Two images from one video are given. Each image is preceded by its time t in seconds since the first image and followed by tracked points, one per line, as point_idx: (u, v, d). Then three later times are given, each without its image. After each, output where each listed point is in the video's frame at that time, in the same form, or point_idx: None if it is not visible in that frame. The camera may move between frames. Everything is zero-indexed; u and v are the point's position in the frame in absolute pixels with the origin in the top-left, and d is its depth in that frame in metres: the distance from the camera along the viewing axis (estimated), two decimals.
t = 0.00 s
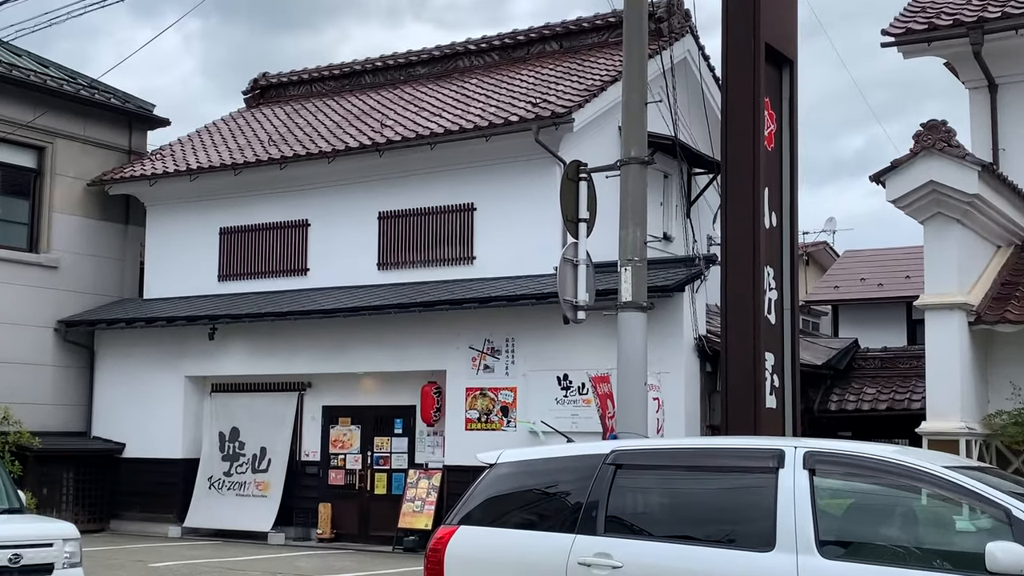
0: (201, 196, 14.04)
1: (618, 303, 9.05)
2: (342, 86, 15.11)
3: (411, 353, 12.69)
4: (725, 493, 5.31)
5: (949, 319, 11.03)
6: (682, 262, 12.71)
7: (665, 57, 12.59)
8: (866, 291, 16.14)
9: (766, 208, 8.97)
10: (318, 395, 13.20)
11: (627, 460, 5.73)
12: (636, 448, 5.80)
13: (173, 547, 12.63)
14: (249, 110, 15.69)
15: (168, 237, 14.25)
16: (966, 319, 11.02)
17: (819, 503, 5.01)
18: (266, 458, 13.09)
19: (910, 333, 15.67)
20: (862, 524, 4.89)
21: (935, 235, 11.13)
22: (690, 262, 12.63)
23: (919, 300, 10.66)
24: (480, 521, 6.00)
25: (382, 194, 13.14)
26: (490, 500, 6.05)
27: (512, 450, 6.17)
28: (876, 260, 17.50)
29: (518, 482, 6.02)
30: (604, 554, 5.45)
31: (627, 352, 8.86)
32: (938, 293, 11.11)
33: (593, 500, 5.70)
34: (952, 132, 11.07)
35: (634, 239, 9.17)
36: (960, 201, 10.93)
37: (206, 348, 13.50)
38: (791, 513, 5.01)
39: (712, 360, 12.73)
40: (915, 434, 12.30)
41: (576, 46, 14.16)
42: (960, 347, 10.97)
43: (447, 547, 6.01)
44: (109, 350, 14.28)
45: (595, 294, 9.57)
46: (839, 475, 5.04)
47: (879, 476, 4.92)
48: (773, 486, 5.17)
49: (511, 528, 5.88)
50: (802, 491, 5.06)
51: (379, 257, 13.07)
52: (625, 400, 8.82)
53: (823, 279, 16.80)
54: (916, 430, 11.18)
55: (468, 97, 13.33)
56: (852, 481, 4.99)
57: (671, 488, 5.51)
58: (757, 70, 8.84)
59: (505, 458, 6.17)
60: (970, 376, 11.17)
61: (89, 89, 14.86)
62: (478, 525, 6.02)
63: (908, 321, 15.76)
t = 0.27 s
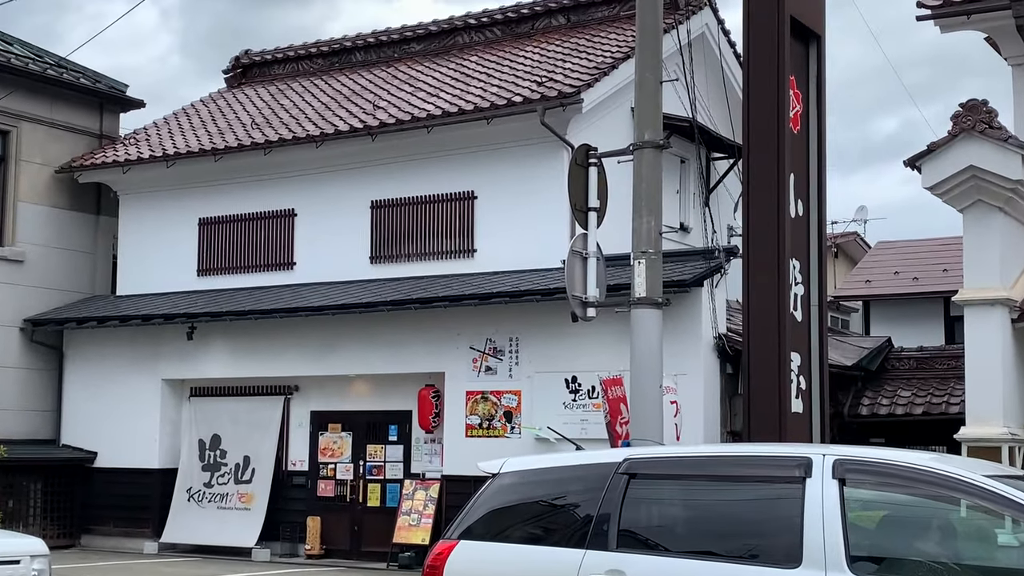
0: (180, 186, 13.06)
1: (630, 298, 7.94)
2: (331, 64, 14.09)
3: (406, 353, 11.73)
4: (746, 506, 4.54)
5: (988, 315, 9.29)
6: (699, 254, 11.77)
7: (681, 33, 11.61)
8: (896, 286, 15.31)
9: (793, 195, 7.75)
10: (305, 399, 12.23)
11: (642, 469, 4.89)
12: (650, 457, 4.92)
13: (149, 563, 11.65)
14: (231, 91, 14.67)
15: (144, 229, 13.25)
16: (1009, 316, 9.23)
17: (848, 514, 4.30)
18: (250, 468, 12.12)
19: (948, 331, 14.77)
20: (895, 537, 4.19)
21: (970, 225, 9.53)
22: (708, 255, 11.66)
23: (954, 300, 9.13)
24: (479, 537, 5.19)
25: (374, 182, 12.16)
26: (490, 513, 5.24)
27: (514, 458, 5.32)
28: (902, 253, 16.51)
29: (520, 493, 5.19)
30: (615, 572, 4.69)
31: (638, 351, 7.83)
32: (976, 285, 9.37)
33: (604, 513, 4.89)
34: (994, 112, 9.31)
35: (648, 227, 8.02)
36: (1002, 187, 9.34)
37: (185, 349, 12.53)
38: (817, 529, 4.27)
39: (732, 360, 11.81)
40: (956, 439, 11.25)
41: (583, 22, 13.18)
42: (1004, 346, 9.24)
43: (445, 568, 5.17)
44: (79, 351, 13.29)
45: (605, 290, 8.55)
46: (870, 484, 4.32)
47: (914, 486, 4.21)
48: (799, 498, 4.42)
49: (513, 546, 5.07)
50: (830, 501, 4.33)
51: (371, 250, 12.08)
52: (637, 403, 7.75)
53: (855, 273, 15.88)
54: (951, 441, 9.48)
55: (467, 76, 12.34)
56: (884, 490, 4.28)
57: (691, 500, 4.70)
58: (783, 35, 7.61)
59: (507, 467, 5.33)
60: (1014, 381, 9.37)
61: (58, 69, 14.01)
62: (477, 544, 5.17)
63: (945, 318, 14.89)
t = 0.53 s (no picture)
0: (178, 183, 12.96)
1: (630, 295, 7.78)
2: (330, 60, 14.02)
3: (406, 350, 11.64)
4: (750, 504, 4.45)
5: (994, 311, 9.15)
6: (702, 251, 11.68)
7: (682, 27, 11.53)
8: (900, 282, 15.21)
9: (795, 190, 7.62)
10: (305, 397, 12.14)
11: (645, 468, 4.79)
12: (656, 457, 4.82)
13: (147, 562, 11.55)
14: (230, 86, 14.57)
15: (142, 227, 13.16)
16: (1015, 312, 9.14)
17: (852, 512, 4.20)
18: (249, 467, 12.03)
19: (952, 327, 14.67)
20: (901, 536, 4.09)
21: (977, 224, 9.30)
22: (711, 251, 11.57)
23: (960, 296, 8.78)
24: (480, 536, 5.09)
25: (374, 178, 12.06)
26: (491, 512, 5.15)
27: (515, 457, 5.23)
28: (905, 250, 16.42)
29: (522, 492, 5.10)
30: (619, 572, 4.60)
31: (642, 348, 7.63)
32: (981, 282, 9.23)
33: (607, 513, 4.80)
34: (997, 109, 9.01)
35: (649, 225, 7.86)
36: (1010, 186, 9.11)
37: (183, 347, 12.43)
38: (822, 528, 4.18)
39: (735, 357, 11.72)
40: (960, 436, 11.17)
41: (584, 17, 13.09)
42: (1009, 343, 9.14)
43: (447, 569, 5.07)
44: (77, 349, 13.19)
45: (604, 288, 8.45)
46: (874, 482, 4.22)
47: (919, 484, 4.12)
48: (803, 495, 4.33)
49: (514, 545, 4.97)
50: (835, 501, 4.23)
51: (371, 247, 11.99)
52: (642, 400, 7.60)
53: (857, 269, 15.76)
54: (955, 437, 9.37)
55: (468, 71, 12.25)
56: (889, 489, 4.18)
57: (695, 497, 4.61)
58: (785, 27, 7.44)
59: (507, 467, 5.23)
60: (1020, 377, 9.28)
61: (54, 63, 13.83)
62: (479, 542, 5.08)
63: (949, 315, 14.80)
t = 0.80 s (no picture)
0: (178, 183, 12.96)
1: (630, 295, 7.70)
2: (331, 60, 14.02)
3: (406, 350, 11.64)
4: (751, 503, 4.45)
5: (994, 310, 9.16)
6: (702, 250, 11.68)
7: (682, 26, 11.52)
8: (902, 280, 15.20)
9: (795, 189, 7.61)
10: (305, 397, 12.15)
11: (646, 467, 4.80)
12: (657, 456, 4.82)
13: (147, 562, 11.55)
14: (230, 86, 14.58)
15: (142, 227, 13.16)
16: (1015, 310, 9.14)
17: (853, 511, 4.20)
18: (250, 466, 12.03)
19: (953, 325, 14.67)
20: (903, 535, 4.10)
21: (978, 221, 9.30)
22: (711, 250, 11.56)
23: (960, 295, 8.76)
24: (482, 536, 5.10)
25: (374, 178, 12.06)
26: (492, 511, 5.15)
27: (517, 455, 5.24)
28: (906, 248, 16.42)
29: (522, 491, 5.10)
30: (620, 571, 4.59)
31: (642, 348, 7.58)
32: (982, 280, 9.22)
33: (607, 512, 4.79)
34: (997, 106, 9.02)
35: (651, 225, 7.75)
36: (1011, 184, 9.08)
37: (183, 347, 12.43)
38: (824, 526, 4.18)
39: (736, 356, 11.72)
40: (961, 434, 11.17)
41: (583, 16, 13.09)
42: (1009, 341, 9.14)
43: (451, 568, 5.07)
44: (77, 350, 13.19)
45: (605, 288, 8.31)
46: (875, 480, 4.22)
47: (921, 482, 4.12)
48: (805, 495, 4.33)
49: (515, 545, 4.97)
50: (837, 499, 4.23)
51: (372, 247, 11.99)
52: (641, 400, 7.58)
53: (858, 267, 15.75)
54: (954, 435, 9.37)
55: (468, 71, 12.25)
56: (890, 487, 4.17)
57: (696, 496, 4.61)
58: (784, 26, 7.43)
59: (509, 465, 5.23)
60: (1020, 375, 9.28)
61: (53, 63, 13.82)
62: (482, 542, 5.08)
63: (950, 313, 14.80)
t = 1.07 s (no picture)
0: (178, 185, 12.96)
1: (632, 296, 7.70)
2: (331, 62, 14.02)
3: (407, 351, 11.63)
4: (755, 504, 4.44)
5: (996, 310, 9.14)
6: (703, 251, 11.66)
7: (682, 28, 11.52)
8: (903, 281, 15.19)
9: (796, 189, 7.59)
10: (306, 399, 12.14)
11: (651, 469, 4.78)
12: (662, 458, 4.81)
13: (148, 564, 11.53)
14: (231, 88, 14.57)
15: (142, 228, 13.15)
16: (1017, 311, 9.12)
17: (858, 512, 4.19)
18: (250, 468, 12.02)
19: (954, 326, 14.66)
20: (908, 536, 4.08)
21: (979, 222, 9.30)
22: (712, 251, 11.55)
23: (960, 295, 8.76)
24: (485, 538, 5.09)
25: (374, 179, 12.06)
26: (496, 514, 5.14)
27: (520, 458, 5.24)
28: (907, 249, 16.41)
29: (525, 494, 5.09)
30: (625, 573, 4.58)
31: (642, 347, 7.60)
32: (983, 281, 9.19)
33: (612, 514, 4.78)
34: (999, 107, 9.19)
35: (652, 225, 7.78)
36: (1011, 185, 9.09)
37: (184, 349, 12.43)
38: (829, 527, 4.16)
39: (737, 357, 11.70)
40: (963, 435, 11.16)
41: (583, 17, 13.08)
42: (1010, 341, 9.13)
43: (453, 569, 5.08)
44: (77, 351, 13.18)
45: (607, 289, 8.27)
46: (880, 481, 4.21)
47: (926, 483, 4.11)
48: (810, 496, 4.32)
49: (518, 548, 4.96)
50: (842, 501, 4.22)
51: (372, 248, 11.98)
52: (642, 401, 7.57)
53: (859, 268, 15.75)
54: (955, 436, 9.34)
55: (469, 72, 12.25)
56: (895, 489, 4.16)
57: (697, 498, 4.61)
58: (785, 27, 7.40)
59: (513, 467, 5.23)
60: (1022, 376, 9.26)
61: (53, 65, 13.80)
62: (485, 544, 5.07)
63: (951, 314, 14.79)
